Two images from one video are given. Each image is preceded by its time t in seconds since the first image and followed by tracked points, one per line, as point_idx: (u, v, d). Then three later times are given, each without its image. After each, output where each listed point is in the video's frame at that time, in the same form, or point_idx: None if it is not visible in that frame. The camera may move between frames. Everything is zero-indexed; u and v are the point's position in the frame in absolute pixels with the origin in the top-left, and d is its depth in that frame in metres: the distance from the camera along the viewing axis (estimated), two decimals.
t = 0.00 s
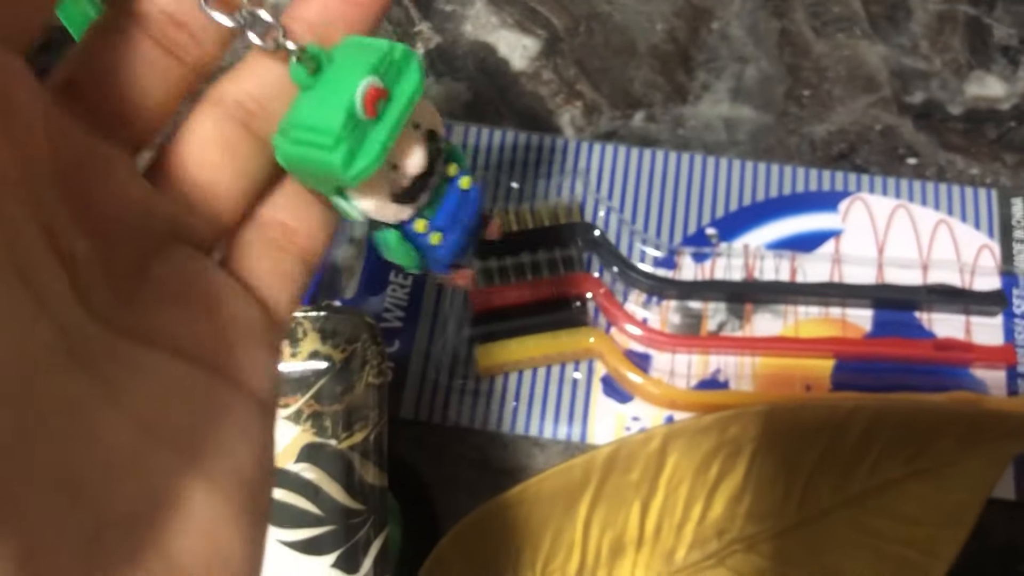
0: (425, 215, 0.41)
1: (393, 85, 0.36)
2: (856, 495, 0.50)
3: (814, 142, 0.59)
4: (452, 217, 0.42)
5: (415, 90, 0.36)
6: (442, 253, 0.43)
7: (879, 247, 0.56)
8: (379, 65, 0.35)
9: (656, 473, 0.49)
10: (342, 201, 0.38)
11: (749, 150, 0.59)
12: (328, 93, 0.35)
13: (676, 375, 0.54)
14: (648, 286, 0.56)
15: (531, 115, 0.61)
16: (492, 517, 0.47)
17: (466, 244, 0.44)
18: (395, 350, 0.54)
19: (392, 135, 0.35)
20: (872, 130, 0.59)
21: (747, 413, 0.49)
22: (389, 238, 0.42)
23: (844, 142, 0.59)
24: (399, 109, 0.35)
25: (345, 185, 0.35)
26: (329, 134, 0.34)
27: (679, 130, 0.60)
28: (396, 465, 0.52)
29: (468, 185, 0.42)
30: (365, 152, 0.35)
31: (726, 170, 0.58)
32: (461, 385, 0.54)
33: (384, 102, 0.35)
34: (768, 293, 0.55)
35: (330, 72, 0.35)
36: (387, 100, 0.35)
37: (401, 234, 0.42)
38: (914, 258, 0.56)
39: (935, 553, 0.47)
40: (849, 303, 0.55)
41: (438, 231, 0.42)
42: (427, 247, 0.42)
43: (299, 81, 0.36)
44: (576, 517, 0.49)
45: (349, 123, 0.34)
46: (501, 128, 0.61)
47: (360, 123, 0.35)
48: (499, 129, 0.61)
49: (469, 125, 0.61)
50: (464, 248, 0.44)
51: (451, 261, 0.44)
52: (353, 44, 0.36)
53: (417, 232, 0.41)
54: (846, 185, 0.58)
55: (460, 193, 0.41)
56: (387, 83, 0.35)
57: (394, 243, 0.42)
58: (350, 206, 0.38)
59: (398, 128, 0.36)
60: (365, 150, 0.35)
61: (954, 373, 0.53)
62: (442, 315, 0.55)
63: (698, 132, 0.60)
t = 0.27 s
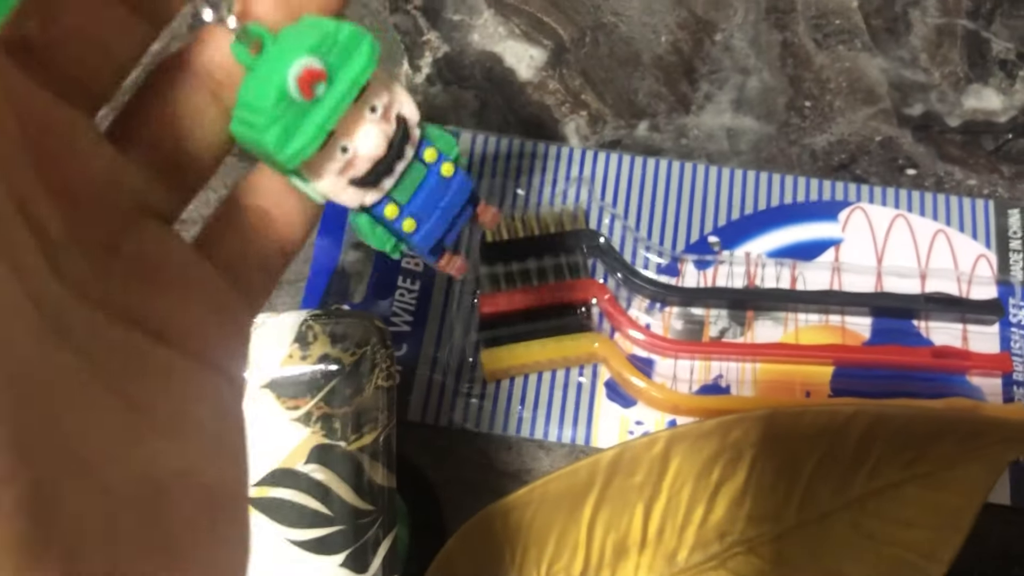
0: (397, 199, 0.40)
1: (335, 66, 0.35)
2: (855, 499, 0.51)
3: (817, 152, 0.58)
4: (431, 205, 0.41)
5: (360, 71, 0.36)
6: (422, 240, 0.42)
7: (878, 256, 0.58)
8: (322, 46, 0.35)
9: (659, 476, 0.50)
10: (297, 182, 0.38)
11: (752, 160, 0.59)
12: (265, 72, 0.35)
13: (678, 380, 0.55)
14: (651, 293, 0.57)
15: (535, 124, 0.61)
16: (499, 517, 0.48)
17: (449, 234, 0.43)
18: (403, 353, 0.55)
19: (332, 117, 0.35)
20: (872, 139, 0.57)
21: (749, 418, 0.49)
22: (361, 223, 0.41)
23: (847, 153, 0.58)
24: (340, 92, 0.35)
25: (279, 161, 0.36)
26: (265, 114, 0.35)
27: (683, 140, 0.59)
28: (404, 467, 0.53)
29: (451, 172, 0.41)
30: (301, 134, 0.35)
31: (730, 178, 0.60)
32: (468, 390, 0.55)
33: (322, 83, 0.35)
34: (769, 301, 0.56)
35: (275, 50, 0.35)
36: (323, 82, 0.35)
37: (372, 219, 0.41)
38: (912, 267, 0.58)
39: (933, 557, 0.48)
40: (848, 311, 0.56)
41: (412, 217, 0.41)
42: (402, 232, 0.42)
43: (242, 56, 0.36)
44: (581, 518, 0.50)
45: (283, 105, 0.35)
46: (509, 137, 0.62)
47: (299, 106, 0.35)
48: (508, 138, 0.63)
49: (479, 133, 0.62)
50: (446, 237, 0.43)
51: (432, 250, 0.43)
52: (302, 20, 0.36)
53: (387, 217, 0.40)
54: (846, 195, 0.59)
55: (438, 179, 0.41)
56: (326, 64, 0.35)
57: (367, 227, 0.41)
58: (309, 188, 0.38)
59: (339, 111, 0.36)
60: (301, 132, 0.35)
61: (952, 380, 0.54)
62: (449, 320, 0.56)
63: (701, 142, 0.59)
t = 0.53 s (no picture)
0: (445, 242, 0.39)
1: (343, 109, 0.39)
2: (848, 498, 0.52)
3: (809, 159, 0.62)
4: (483, 249, 0.40)
5: (369, 112, 0.39)
6: (477, 287, 0.40)
7: (871, 261, 0.58)
8: (329, 93, 0.39)
9: (657, 474, 0.51)
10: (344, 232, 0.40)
11: (747, 166, 0.62)
12: (284, 124, 0.39)
13: (675, 380, 0.56)
14: (649, 295, 0.58)
15: (538, 130, 0.63)
16: (499, 515, 0.49)
17: (506, 282, 0.40)
18: (404, 353, 0.56)
19: (338, 154, 0.39)
20: (866, 148, 0.62)
21: (746, 417, 0.50)
22: (418, 273, 0.40)
23: (838, 160, 0.62)
24: (344, 131, 0.39)
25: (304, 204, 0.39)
26: (282, 160, 0.39)
27: (680, 145, 0.63)
28: (407, 465, 0.55)
29: (505, 215, 0.39)
30: (310, 172, 0.38)
31: (724, 184, 0.61)
32: (468, 389, 0.56)
33: (328, 125, 0.39)
34: (765, 304, 0.57)
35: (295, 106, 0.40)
36: (327, 124, 0.39)
37: (427, 266, 0.40)
38: (905, 271, 0.58)
39: (923, 554, 0.49)
40: (842, 314, 0.57)
41: (462, 262, 0.40)
42: (456, 280, 0.40)
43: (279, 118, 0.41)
44: (579, 515, 0.51)
45: (294, 149, 0.39)
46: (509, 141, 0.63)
47: (308, 148, 0.39)
48: (508, 141, 0.63)
49: (480, 137, 0.63)
50: (503, 288, 0.40)
51: (492, 299, 0.40)
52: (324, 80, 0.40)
53: (437, 262, 0.39)
54: (840, 202, 0.60)
55: (492, 224, 0.39)
56: (332, 108, 0.39)
57: (422, 277, 0.40)
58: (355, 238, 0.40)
59: (346, 148, 0.39)
60: (311, 171, 0.39)
61: (944, 383, 0.55)
62: (450, 321, 0.57)
63: (699, 148, 0.62)
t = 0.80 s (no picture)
0: (448, 276, 0.41)
1: (370, 129, 0.40)
2: (853, 482, 0.51)
3: (813, 145, 0.62)
4: (484, 289, 0.41)
5: (397, 137, 0.40)
6: (473, 323, 0.41)
7: (874, 246, 0.58)
8: (359, 112, 0.40)
9: (660, 456, 0.50)
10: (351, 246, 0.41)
11: (750, 152, 0.62)
12: (309, 135, 0.40)
13: (678, 365, 0.56)
14: (652, 280, 0.58)
15: (541, 115, 0.63)
16: (500, 497, 0.48)
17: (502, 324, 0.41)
18: (406, 336, 0.56)
19: (358, 174, 0.40)
20: (869, 135, 0.61)
21: (750, 401, 0.50)
22: (419, 303, 0.42)
23: (842, 147, 0.62)
24: (368, 153, 0.40)
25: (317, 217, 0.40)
26: (301, 170, 0.40)
27: (684, 131, 0.62)
28: (408, 448, 0.54)
29: (512, 259, 0.41)
30: (329, 188, 0.40)
31: (728, 169, 0.60)
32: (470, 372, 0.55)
33: (353, 143, 0.40)
34: (770, 289, 0.57)
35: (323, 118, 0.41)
36: (352, 142, 0.40)
37: (428, 297, 0.41)
38: (908, 257, 0.58)
39: (929, 537, 0.49)
40: (846, 299, 0.57)
41: (462, 298, 0.41)
42: (453, 314, 0.41)
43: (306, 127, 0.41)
44: (582, 499, 0.50)
45: (316, 161, 0.40)
46: (512, 126, 0.62)
47: (330, 163, 0.40)
48: (511, 126, 0.62)
49: (482, 121, 0.62)
50: (498, 329, 0.41)
51: (487, 339, 0.41)
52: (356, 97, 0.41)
53: (437, 294, 0.41)
54: (844, 187, 0.60)
55: (497, 265, 0.41)
56: (360, 128, 0.40)
57: (422, 307, 0.41)
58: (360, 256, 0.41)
59: (367, 169, 0.40)
60: (330, 187, 0.40)
61: (948, 368, 0.55)
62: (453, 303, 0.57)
63: (702, 134, 0.62)
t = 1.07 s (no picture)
0: (433, 305, 0.39)
1: (384, 148, 0.39)
2: (845, 479, 0.51)
3: (806, 143, 0.62)
4: (467, 324, 0.39)
5: (408, 161, 0.39)
6: (449, 356, 0.39)
7: (867, 244, 0.58)
8: (376, 132, 0.40)
9: (651, 453, 0.51)
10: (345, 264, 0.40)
11: (743, 150, 0.62)
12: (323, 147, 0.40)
13: (670, 361, 0.56)
14: (645, 276, 0.58)
15: (534, 112, 0.63)
16: (494, 492, 0.49)
17: (482, 362, 0.39)
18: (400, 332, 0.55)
19: (362, 190, 0.39)
20: (863, 133, 0.62)
21: (742, 398, 0.51)
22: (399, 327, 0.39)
23: (835, 145, 0.62)
24: (377, 171, 0.39)
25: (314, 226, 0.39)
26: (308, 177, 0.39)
27: (677, 129, 0.62)
28: (401, 445, 0.54)
29: (500, 297, 0.39)
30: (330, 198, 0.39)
31: (721, 167, 0.60)
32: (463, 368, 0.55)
33: (364, 160, 0.39)
34: (761, 286, 0.57)
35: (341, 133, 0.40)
36: (363, 158, 0.39)
37: (409, 323, 0.39)
38: (901, 255, 0.58)
39: (919, 534, 0.49)
40: (838, 297, 0.57)
41: (443, 328, 0.39)
42: (430, 343, 0.39)
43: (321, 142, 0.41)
44: (573, 495, 0.50)
45: (325, 171, 0.39)
46: (506, 122, 0.62)
47: (337, 174, 0.39)
48: (504, 123, 0.62)
49: (475, 118, 0.62)
50: (475, 365, 0.39)
51: (460, 374, 0.39)
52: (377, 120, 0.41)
53: (419, 320, 0.39)
54: (837, 185, 0.60)
55: (485, 301, 0.39)
56: (374, 146, 0.39)
57: (401, 331, 0.39)
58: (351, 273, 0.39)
59: (372, 187, 0.39)
60: (332, 197, 0.39)
61: (940, 366, 0.55)
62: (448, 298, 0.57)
63: (695, 131, 0.62)
